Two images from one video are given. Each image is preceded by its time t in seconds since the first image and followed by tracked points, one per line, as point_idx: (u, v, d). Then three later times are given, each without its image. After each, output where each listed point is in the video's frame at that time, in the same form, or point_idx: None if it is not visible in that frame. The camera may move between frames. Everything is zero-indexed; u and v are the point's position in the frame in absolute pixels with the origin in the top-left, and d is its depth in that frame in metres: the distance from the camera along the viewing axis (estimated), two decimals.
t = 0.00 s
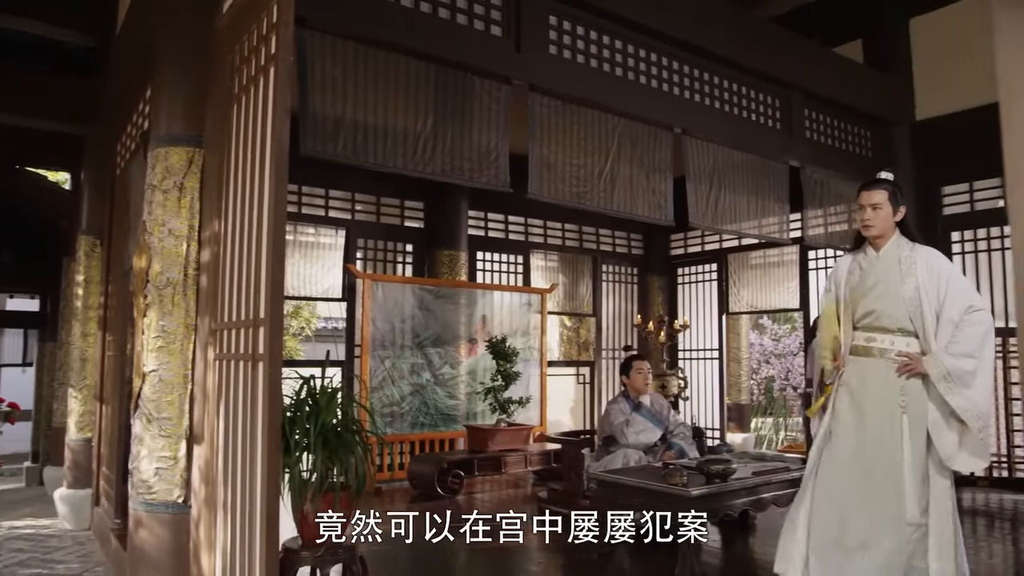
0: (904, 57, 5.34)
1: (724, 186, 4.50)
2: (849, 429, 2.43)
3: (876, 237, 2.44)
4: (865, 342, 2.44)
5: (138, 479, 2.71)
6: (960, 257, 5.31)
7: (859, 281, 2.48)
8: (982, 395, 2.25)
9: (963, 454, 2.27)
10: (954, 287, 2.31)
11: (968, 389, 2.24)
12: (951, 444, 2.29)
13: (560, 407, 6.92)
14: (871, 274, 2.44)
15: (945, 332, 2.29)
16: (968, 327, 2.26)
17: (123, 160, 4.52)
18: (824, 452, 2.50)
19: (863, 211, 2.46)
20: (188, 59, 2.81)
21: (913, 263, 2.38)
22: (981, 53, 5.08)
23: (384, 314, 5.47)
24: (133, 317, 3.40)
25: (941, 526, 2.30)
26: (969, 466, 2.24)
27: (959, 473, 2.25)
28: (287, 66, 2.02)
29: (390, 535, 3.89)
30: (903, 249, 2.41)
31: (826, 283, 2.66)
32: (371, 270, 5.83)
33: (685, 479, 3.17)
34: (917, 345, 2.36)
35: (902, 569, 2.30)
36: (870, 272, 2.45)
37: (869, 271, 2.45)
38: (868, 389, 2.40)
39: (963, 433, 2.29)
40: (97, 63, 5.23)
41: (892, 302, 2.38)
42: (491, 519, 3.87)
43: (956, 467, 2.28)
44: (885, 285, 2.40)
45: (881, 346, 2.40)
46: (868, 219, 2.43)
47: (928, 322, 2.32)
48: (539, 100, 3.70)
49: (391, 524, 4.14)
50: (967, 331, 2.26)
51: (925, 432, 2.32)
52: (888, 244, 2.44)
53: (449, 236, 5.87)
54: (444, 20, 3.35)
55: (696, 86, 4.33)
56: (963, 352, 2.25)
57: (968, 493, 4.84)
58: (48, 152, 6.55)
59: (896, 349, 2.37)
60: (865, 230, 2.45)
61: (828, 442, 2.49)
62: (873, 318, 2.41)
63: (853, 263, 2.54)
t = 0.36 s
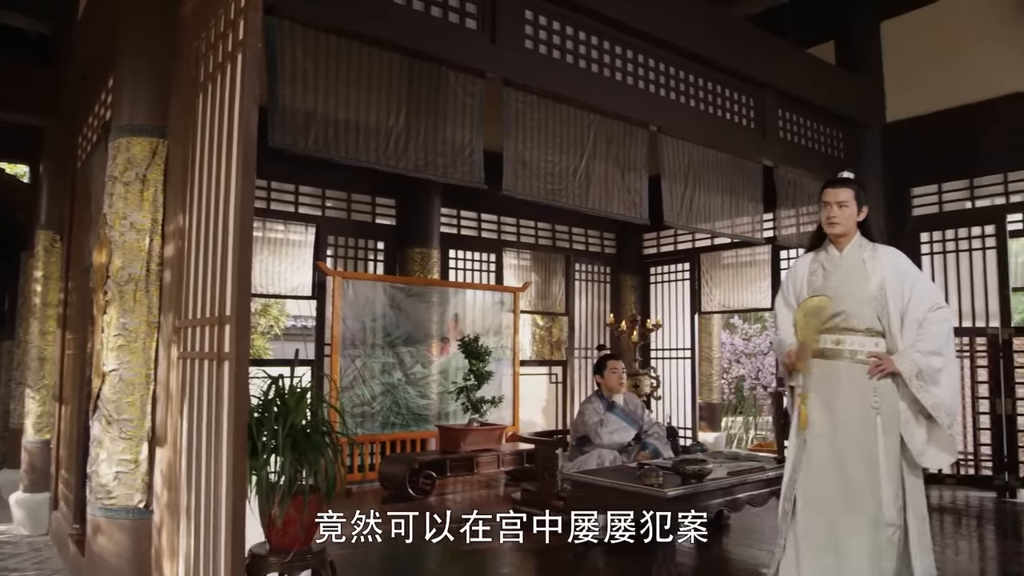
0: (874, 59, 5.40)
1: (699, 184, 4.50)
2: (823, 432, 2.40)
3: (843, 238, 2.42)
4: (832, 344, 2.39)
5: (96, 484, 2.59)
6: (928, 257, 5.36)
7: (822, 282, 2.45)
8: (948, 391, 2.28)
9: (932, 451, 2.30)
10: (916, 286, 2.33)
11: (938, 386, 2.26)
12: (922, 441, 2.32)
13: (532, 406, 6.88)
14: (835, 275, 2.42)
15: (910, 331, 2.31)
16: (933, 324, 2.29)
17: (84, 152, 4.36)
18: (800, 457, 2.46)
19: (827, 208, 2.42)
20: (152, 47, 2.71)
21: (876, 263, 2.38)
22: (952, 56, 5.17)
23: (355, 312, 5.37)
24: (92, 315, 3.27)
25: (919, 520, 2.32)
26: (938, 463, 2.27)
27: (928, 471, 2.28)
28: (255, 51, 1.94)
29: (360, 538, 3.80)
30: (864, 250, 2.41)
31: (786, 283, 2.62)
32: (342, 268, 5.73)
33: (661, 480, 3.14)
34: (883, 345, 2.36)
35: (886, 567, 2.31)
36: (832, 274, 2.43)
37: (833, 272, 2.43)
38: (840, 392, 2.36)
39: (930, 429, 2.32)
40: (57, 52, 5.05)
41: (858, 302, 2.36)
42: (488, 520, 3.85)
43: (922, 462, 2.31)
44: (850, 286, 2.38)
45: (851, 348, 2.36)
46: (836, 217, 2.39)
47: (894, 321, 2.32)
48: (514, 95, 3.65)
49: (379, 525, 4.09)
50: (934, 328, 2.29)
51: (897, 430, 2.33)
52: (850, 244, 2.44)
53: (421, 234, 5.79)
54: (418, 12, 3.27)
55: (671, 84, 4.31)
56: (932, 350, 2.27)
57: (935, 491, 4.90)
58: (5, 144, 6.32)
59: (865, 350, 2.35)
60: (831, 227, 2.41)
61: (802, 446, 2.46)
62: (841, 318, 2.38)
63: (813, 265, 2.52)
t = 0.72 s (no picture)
0: (847, 61, 5.43)
1: (675, 183, 4.48)
2: (780, 433, 2.37)
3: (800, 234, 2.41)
4: (787, 341, 2.37)
5: (54, 489, 2.48)
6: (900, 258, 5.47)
7: (775, 279, 2.42)
8: (901, 387, 2.29)
9: (884, 449, 2.32)
10: (869, 281, 2.33)
11: (891, 383, 2.27)
12: (873, 439, 2.32)
13: (506, 406, 6.84)
14: (788, 271, 2.39)
15: (863, 327, 2.30)
16: (885, 320, 2.29)
17: (45, 144, 4.21)
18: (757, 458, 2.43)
19: (776, 204, 2.41)
20: (116, 34, 2.60)
21: (829, 258, 2.37)
22: (926, 58, 5.24)
23: (326, 310, 5.27)
24: (52, 312, 3.13)
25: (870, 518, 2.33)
26: (890, 462, 2.28)
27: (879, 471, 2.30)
28: (225, 36, 1.86)
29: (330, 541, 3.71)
30: (816, 245, 2.40)
31: (737, 281, 2.59)
32: (313, 265, 5.62)
33: (639, 481, 3.10)
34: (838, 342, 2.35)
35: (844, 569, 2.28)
36: (784, 270, 2.41)
37: (786, 269, 2.40)
38: (794, 391, 2.34)
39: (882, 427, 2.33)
40: (18, 40, 4.87)
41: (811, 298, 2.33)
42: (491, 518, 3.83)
43: (874, 462, 2.32)
44: (804, 281, 2.36)
45: (804, 346, 2.35)
46: (783, 212, 2.38)
47: (848, 317, 2.31)
48: (490, 90, 3.59)
49: (381, 525, 4.05)
50: (886, 324, 2.29)
51: (849, 429, 2.31)
52: (801, 240, 2.43)
53: (394, 231, 5.71)
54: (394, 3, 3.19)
55: (648, 81, 4.29)
56: (884, 347, 2.27)
57: (905, 490, 4.95)
58: None
59: (819, 348, 2.34)
60: (779, 223, 2.40)
61: (760, 449, 2.42)
62: (795, 316, 2.35)
63: (766, 263, 2.48)
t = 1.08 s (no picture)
0: (819, 63, 5.46)
1: (650, 182, 4.46)
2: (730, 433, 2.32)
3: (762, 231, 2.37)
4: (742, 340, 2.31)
5: (6, 496, 2.36)
6: (870, 258, 5.55)
7: (731, 278, 2.39)
8: (853, 389, 2.27)
9: (837, 451, 2.28)
10: (823, 282, 2.31)
11: (844, 384, 2.24)
12: (826, 438, 2.28)
13: (477, 406, 6.78)
14: (743, 269, 2.36)
15: (817, 328, 2.27)
16: (838, 322, 2.26)
17: None
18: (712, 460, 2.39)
19: (735, 200, 2.37)
20: (75, 19, 2.49)
21: (785, 257, 2.34)
22: (895, 62, 5.30)
23: (295, 309, 5.15)
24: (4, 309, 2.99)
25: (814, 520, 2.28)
26: (846, 463, 2.25)
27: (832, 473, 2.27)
28: (189, 19, 1.77)
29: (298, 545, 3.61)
30: (773, 244, 2.37)
31: (693, 279, 2.55)
32: (282, 263, 5.50)
33: (616, 482, 3.07)
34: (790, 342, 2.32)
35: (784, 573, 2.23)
36: (740, 269, 2.37)
37: (743, 267, 2.37)
38: (746, 391, 2.28)
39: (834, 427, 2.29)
40: None
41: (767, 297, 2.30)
42: (489, 518, 3.75)
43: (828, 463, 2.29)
44: (760, 280, 2.32)
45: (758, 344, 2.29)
46: (742, 207, 2.34)
47: (802, 317, 2.29)
48: (465, 85, 3.52)
49: (387, 524, 4.03)
50: (839, 326, 2.26)
51: (799, 429, 2.27)
52: (758, 238, 2.39)
53: (365, 229, 5.60)
54: None
55: (624, 79, 4.25)
56: (836, 348, 2.24)
57: (875, 488, 4.98)
58: None
59: (772, 347, 2.27)
60: (738, 219, 2.36)
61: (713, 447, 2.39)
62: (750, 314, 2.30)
63: (721, 261, 2.45)
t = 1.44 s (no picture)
0: (791, 64, 5.49)
1: (625, 180, 4.43)
2: (696, 435, 2.23)
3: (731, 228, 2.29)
4: (708, 340, 2.21)
5: None
6: (841, 258, 5.60)
7: (693, 279, 2.26)
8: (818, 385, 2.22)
9: (806, 444, 2.24)
10: (785, 279, 2.23)
11: (812, 379, 2.19)
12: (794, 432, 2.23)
13: (449, 406, 6.71)
14: (706, 269, 2.23)
15: (780, 324, 2.20)
16: (802, 317, 2.20)
17: None
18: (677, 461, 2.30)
19: (696, 197, 2.25)
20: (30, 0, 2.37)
21: (746, 254, 2.24)
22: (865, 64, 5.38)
23: (262, 307, 5.02)
24: None
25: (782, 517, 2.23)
26: (812, 457, 2.21)
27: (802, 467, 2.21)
28: None
29: (264, 550, 3.50)
30: (734, 241, 2.27)
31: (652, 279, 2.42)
32: (250, 260, 5.37)
33: (592, 484, 3.04)
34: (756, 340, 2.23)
35: None
36: (703, 268, 2.25)
37: (705, 268, 2.24)
38: (714, 389, 2.19)
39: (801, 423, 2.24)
40: None
41: (732, 295, 2.19)
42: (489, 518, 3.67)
43: (797, 459, 2.24)
44: (723, 280, 2.20)
45: (727, 344, 2.20)
46: (703, 205, 2.21)
47: (766, 315, 2.19)
48: (439, 79, 3.44)
49: (382, 525, 3.99)
50: (803, 320, 2.19)
51: (768, 426, 2.22)
52: (719, 237, 2.28)
53: (335, 226, 5.50)
54: None
55: (599, 76, 4.22)
56: (802, 343, 2.18)
57: (845, 487, 5.02)
58: None
59: (741, 346, 2.20)
60: (699, 217, 2.24)
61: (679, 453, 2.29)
62: (717, 314, 2.19)
63: (682, 260, 2.33)
